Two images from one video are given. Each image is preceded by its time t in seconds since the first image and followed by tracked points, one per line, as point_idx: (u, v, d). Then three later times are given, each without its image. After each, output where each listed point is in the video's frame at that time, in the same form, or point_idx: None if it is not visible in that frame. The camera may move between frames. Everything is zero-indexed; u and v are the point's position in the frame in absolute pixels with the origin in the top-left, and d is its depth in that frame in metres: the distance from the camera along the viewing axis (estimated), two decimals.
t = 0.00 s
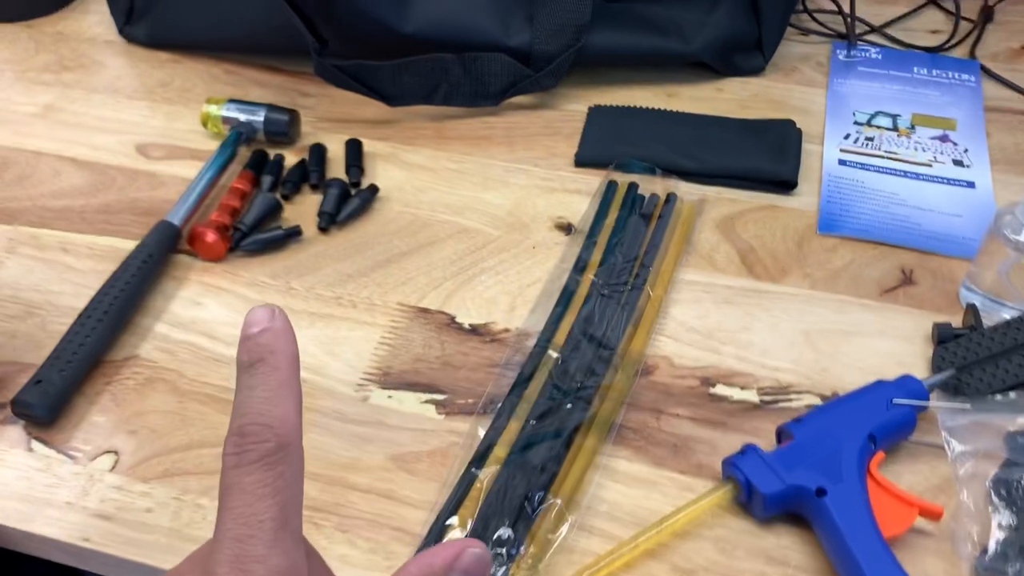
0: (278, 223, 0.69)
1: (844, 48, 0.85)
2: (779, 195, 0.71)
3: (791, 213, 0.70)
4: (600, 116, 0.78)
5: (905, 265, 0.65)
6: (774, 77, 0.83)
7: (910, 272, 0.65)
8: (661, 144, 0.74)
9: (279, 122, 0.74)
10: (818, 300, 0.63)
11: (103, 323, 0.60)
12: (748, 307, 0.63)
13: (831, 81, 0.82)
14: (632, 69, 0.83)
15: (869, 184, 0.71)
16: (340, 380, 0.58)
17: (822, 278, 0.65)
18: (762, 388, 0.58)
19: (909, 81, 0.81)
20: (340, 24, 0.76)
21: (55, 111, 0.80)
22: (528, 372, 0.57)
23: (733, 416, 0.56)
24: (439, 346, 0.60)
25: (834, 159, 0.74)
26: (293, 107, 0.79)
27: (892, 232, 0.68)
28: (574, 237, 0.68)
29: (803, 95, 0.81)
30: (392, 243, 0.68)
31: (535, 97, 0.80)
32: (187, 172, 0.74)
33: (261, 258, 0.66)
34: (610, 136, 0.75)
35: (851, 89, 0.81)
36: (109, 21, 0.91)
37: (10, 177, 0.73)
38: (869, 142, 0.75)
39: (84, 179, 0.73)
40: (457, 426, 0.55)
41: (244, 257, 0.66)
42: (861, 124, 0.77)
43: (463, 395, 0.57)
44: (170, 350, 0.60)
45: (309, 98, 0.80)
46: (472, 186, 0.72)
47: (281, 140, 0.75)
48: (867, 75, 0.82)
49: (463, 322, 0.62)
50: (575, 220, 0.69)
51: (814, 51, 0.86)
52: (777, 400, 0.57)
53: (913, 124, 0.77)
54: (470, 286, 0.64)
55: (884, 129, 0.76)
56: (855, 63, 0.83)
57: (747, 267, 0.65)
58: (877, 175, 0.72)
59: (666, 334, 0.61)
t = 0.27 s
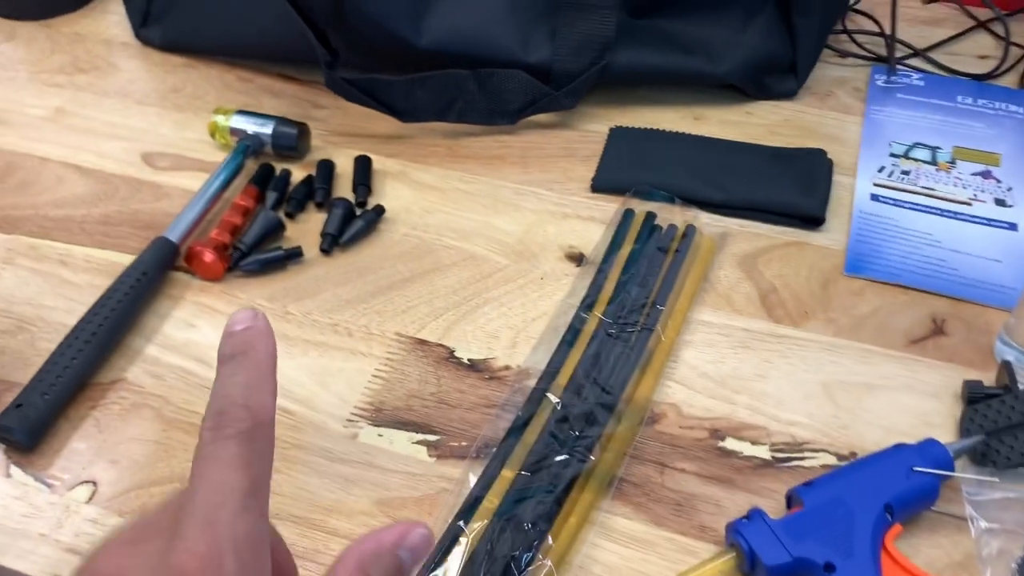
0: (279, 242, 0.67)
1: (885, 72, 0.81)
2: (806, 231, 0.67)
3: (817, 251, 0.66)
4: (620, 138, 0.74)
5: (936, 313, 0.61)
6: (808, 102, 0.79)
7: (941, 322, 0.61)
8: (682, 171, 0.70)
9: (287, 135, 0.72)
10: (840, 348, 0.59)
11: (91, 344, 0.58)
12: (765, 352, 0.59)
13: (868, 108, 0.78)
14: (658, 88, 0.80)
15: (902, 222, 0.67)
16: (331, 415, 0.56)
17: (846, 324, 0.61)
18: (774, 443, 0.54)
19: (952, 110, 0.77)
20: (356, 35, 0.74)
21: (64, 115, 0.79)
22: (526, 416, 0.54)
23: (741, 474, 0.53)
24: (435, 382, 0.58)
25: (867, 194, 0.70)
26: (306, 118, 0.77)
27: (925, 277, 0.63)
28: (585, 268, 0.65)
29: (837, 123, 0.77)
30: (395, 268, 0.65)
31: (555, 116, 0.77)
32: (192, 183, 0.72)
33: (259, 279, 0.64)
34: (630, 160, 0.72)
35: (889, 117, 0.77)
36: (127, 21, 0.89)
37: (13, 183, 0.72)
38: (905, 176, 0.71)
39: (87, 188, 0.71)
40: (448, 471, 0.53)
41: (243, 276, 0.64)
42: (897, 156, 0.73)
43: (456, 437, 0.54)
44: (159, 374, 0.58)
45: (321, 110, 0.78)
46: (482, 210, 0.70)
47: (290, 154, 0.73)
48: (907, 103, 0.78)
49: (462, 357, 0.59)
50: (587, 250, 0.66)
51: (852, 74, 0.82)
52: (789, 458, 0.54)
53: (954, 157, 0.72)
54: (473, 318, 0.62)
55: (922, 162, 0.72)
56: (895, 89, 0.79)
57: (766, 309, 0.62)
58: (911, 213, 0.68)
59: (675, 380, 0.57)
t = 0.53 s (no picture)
0: (302, 253, 0.64)
1: (938, 78, 0.77)
2: (856, 248, 0.63)
3: (868, 270, 0.62)
4: (658, 147, 0.71)
5: (998, 339, 0.57)
6: (857, 109, 0.75)
7: (1004, 349, 0.57)
8: (725, 183, 0.67)
9: (312, 140, 0.69)
10: (894, 376, 0.56)
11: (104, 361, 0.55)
12: (814, 379, 0.55)
13: (921, 116, 0.74)
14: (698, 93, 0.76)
15: (960, 241, 0.63)
16: (352, 439, 0.53)
17: (901, 350, 0.57)
18: (825, 480, 0.51)
19: (1011, 118, 0.72)
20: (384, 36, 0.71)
21: (83, 115, 0.76)
22: (559, 447, 0.51)
23: (790, 513, 0.49)
24: (462, 406, 0.55)
25: (921, 210, 0.66)
26: (331, 122, 0.74)
27: (985, 300, 0.60)
28: (623, 284, 0.61)
29: (889, 132, 0.73)
30: (421, 281, 0.62)
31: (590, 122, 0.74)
32: (211, 188, 0.69)
33: (281, 292, 0.61)
34: (668, 171, 0.68)
35: (943, 127, 0.73)
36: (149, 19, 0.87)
37: (29, 186, 0.70)
38: (962, 190, 0.67)
39: (105, 192, 0.69)
40: (477, 504, 0.50)
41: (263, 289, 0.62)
42: (953, 169, 0.69)
43: (486, 467, 0.52)
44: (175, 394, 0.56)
45: (347, 113, 0.75)
46: (513, 221, 0.66)
47: (314, 158, 0.70)
48: (963, 111, 0.74)
49: (492, 379, 0.56)
50: (623, 266, 0.62)
51: (903, 80, 0.77)
52: (841, 496, 0.50)
53: (1014, 170, 0.68)
54: (503, 337, 0.58)
55: (980, 175, 0.68)
56: (950, 96, 0.75)
57: (815, 332, 0.58)
58: (969, 231, 0.64)
59: (718, 409, 0.54)
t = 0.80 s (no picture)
0: (338, 295, 0.61)
1: (993, 97, 0.74)
2: (918, 285, 0.60)
3: (934, 308, 0.59)
4: (705, 176, 0.67)
5: None
6: (909, 130, 0.72)
7: None
8: (778, 215, 0.64)
9: (344, 174, 0.66)
10: (971, 426, 0.53)
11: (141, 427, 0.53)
12: (886, 431, 0.53)
13: (978, 138, 0.71)
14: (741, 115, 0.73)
15: None
16: (403, 503, 0.51)
17: (976, 396, 0.54)
18: (907, 543, 0.48)
19: None
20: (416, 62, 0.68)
21: (102, 146, 0.73)
22: (621, 515, 0.49)
23: None
24: (516, 465, 0.52)
25: (986, 241, 0.63)
26: (362, 152, 0.71)
27: None
28: (677, 327, 0.58)
29: (945, 155, 0.70)
30: (464, 325, 0.59)
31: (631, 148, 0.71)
32: (239, 226, 0.66)
33: (318, 339, 0.58)
34: (716, 201, 0.65)
35: (1002, 150, 0.70)
36: (165, 40, 0.83)
37: (50, 226, 0.67)
38: None
39: (129, 232, 0.66)
40: None
41: (299, 336, 0.58)
42: (1016, 196, 0.66)
43: (545, 533, 0.49)
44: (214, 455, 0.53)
45: (378, 142, 0.72)
46: (557, 256, 0.63)
47: (346, 193, 0.67)
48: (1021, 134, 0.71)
49: (545, 434, 0.53)
50: (676, 307, 0.59)
51: (957, 98, 0.74)
52: (925, 561, 0.48)
53: None
54: (554, 386, 0.55)
55: None
56: (1006, 117, 0.72)
57: (883, 378, 0.55)
58: None
59: (787, 464, 0.51)
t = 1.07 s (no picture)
0: (390, 326, 0.57)
1: None
2: (1009, 296, 0.57)
3: None
4: (768, 185, 0.63)
5: None
6: (978, 128, 0.68)
7: None
8: (852, 224, 0.60)
9: (386, 193, 0.62)
10: None
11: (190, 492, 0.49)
12: (996, 460, 0.49)
13: None
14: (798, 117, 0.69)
15: None
16: (483, 560, 0.47)
17: None
18: None
19: None
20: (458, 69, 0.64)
21: (120, 169, 0.68)
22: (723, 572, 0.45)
23: None
24: (602, 511, 0.48)
25: None
26: (400, 169, 0.67)
27: None
28: (758, 351, 0.54)
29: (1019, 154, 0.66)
30: (529, 355, 0.55)
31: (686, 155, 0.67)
32: (276, 253, 0.62)
33: (373, 376, 0.54)
34: (784, 211, 0.61)
35: None
36: (178, 52, 0.78)
37: (70, 259, 0.62)
38: None
39: (157, 263, 0.62)
40: None
41: (354, 374, 0.54)
42: None
43: None
44: (272, 511, 0.49)
45: (416, 157, 0.68)
46: (620, 275, 0.59)
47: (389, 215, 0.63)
48: None
49: (631, 476, 0.49)
50: (754, 329, 0.55)
51: None
52: None
53: None
54: (634, 421, 0.51)
55: None
56: None
57: (986, 401, 0.52)
58: None
59: (896, 501, 0.48)
